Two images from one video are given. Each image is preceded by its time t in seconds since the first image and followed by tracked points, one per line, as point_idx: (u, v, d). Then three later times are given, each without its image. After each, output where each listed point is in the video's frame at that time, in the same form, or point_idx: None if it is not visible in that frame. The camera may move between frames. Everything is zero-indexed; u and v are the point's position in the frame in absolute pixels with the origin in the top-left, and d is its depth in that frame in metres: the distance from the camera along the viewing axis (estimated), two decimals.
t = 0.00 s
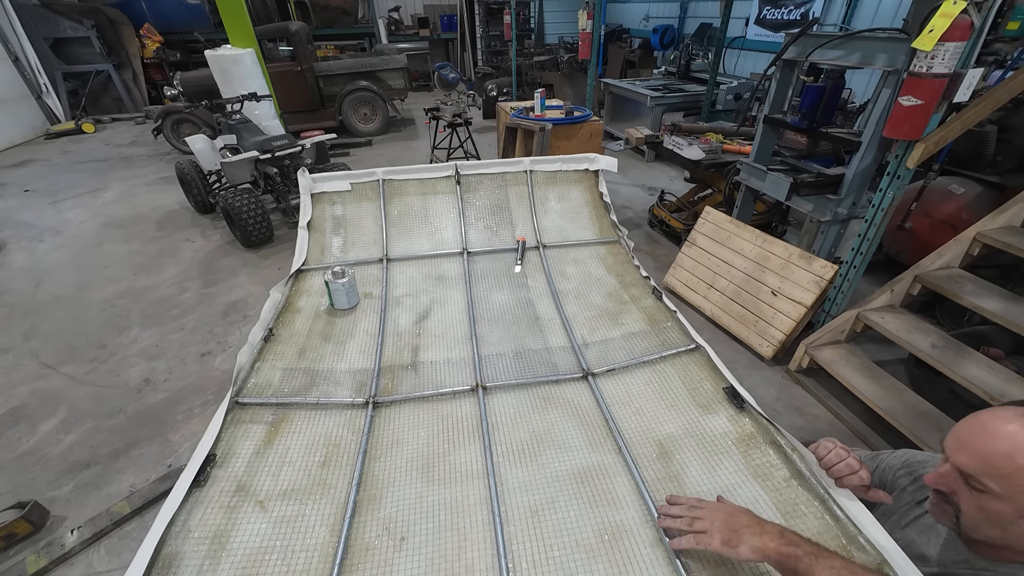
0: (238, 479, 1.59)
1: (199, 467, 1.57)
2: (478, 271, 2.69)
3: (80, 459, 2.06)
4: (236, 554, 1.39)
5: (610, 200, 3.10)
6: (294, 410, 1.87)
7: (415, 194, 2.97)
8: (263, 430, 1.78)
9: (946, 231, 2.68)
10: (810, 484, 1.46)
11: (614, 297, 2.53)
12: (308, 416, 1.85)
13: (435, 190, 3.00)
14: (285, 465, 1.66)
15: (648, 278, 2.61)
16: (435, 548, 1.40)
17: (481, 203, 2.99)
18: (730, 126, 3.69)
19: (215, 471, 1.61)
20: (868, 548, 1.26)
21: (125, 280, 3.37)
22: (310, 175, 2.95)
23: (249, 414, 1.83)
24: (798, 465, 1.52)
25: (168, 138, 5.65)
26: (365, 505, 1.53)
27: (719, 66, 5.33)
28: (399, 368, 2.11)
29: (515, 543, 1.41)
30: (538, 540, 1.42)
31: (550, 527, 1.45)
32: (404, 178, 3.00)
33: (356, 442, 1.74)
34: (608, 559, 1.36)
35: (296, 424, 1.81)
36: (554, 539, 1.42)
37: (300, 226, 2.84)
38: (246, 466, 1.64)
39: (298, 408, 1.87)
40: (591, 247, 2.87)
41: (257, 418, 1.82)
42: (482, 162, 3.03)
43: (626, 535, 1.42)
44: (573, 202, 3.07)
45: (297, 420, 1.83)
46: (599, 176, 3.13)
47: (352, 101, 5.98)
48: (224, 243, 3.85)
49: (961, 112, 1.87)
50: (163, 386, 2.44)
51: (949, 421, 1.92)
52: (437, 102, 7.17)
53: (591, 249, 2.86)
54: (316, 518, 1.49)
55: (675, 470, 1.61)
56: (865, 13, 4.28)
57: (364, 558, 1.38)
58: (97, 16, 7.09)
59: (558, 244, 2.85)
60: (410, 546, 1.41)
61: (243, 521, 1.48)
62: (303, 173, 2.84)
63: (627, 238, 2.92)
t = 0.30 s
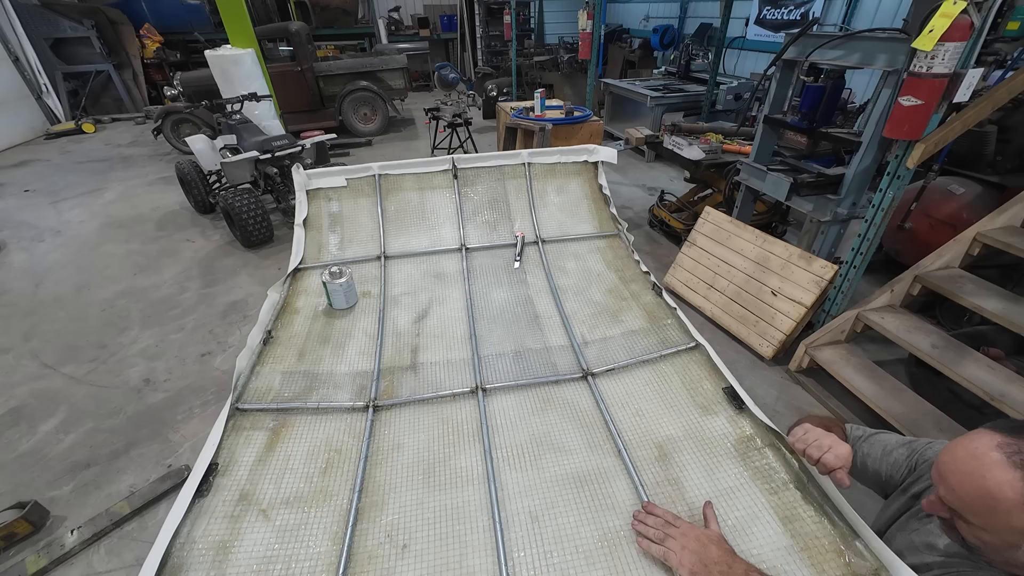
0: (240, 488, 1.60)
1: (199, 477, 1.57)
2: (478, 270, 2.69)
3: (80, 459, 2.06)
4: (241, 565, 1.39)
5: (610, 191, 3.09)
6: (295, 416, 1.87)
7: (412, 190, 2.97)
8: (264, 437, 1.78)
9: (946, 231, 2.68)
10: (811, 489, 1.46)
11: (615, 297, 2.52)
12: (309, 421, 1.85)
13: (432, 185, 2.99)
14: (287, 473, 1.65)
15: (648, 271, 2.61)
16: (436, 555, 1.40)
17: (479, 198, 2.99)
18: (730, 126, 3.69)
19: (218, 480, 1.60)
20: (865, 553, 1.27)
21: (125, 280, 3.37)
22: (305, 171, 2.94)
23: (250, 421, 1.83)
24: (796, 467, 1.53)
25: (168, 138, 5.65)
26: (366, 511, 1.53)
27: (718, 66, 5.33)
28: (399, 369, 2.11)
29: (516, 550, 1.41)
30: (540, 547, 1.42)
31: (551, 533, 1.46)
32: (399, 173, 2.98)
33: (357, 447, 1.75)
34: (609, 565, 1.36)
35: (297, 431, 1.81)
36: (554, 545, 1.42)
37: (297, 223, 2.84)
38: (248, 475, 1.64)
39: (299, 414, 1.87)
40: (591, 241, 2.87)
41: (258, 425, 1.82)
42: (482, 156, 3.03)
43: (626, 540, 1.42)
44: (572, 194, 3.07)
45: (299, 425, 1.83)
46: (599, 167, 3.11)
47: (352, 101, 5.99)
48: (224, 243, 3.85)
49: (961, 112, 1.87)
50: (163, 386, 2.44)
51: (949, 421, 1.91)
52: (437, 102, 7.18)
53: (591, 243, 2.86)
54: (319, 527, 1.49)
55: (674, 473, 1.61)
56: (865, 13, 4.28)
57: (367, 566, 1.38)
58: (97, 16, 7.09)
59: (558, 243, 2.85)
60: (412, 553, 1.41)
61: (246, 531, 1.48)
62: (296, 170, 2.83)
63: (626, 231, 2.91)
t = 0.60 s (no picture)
0: (239, 483, 1.59)
1: (200, 470, 1.57)
2: (478, 269, 2.69)
3: (80, 459, 2.06)
4: (239, 559, 1.39)
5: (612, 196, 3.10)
6: (295, 411, 1.87)
7: (415, 187, 2.97)
8: (265, 431, 1.78)
9: (946, 231, 2.68)
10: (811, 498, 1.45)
11: (615, 297, 2.52)
12: (309, 417, 1.85)
13: (436, 184, 3.00)
14: (286, 468, 1.65)
15: (649, 277, 2.63)
16: (436, 555, 1.40)
17: (481, 199, 2.99)
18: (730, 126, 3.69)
19: (217, 474, 1.60)
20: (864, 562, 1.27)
21: (125, 280, 3.36)
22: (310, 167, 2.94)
23: (250, 414, 1.83)
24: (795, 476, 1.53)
25: (168, 138, 5.64)
26: (367, 509, 1.52)
27: (719, 66, 5.33)
28: (399, 368, 2.11)
29: (516, 550, 1.41)
30: (540, 548, 1.42)
31: (551, 534, 1.46)
32: (403, 171, 2.98)
33: (357, 445, 1.74)
34: (609, 568, 1.37)
35: (297, 426, 1.81)
36: (554, 547, 1.42)
37: (300, 218, 2.84)
38: (247, 469, 1.64)
39: (299, 409, 1.87)
40: (593, 245, 2.87)
41: (258, 419, 1.82)
42: (485, 158, 3.02)
43: (627, 543, 1.42)
44: (575, 198, 3.07)
45: (299, 420, 1.83)
46: (602, 172, 3.12)
47: (352, 101, 5.99)
48: (224, 243, 3.85)
49: (961, 112, 1.87)
50: (163, 386, 2.44)
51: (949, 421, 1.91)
52: (437, 101, 7.18)
53: (593, 247, 2.86)
54: (318, 523, 1.49)
55: (674, 478, 1.61)
56: (865, 13, 4.28)
57: (366, 564, 1.38)
58: (97, 16, 7.09)
59: (559, 242, 2.85)
60: (412, 551, 1.41)
61: (245, 525, 1.48)
62: (302, 164, 2.83)
63: (628, 237, 2.92)
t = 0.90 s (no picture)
0: (238, 481, 1.60)
1: (198, 469, 1.57)
2: (478, 270, 2.69)
3: (80, 459, 2.06)
4: (237, 556, 1.39)
5: (611, 199, 3.10)
6: (295, 411, 1.87)
7: (414, 192, 2.97)
8: (264, 430, 1.78)
9: (945, 231, 2.68)
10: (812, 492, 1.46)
11: (615, 297, 2.53)
12: (309, 417, 1.85)
13: (435, 188, 3.00)
14: (285, 467, 1.66)
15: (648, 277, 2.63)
16: (435, 552, 1.40)
17: (481, 202, 2.99)
18: (730, 126, 3.69)
19: (216, 473, 1.61)
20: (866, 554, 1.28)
21: (125, 280, 3.37)
22: (310, 173, 2.95)
23: (249, 415, 1.83)
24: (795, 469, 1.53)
25: (168, 138, 5.65)
26: (365, 507, 1.53)
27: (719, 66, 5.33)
28: (399, 368, 2.11)
29: (515, 547, 1.41)
30: (539, 544, 1.42)
31: (550, 531, 1.45)
32: (404, 177, 2.99)
33: (356, 443, 1.75)
34: (609, 563, 1.36)
35: (296, 425, 1.81)
36: (554, 543, 1.42)
37: (300, 224, 2.84)
38: (246, 468, 1.64)
39: (299, 409, 1.88)
40: (592, 246, 2.87)
41: (258, 419, 1.82)
42: (483, 161, 3.02)
43: (627, 539, 1.42)
44: (573, 201, 3.07)
45: (298, 420, 1.83)
46: (599, 175, 3.12)
47: (353, 101, 5.99)
48: (224, 243, 3.85)
49: (961, 112, 1.87)
50: (163, 386, 2.44)
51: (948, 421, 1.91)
52: (437, 102, 7.18)
53: (592, 248, 2.86)
54: (317, 521, 1.49)
55: (674, 474, 1.61)
56: (865, 13, 4.29)
57: (365, 561, 1.38)
58: (97, 16, 7.09)
59: (558, 244, 2.85)
60: (411, 549, 1.41)
61: (243, 523, 1.48)
62: (303, 170, 2.84)
63: (627, 238, 2.92)
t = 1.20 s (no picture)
0: (238, 480, 1.60)
1: (197, 469, 1.57)
2: (478, 270, 2.70)
3: (80, 459, 2.06)
4: (236, 555, 1.39)
5: (610, 200, 3.11)
6: (294, 411, 1.87)
7: (414, 194, 2.97)
8: (263, 430, 1.78)
9: (945, 231, 2.68)
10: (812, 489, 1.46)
11: (615, 298, 2.53)
12: (308, 416, 1.85)
13: (435, 189, 3.00)
14: (285, 466, 1.66)
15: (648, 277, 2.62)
16: (435, 549, 1.40)
17: (481, 202, 2.99)
18: (730, 126, 3.69)
19: (215, 472, 1.61)
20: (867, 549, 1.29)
21: (125, 280, 3.36)
22: (310, 175, 2.95)
23: (249, 414, 1.83)
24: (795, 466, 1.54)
25: (168, 138, 5.65)
26: (365, 505, 1.53)
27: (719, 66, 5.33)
28: (399, 368, 2.11)
29: (515, 545, 1.41)
30: (539, 541, 1.42)
31: (550, 528, 1.46)
32: (404, 178, 2.99)
33: (356, 442, 1.75)
34: (608, 560, 1.36)
35: (296, 425, 1.81)
36: (554, 540, 1.42)
37: (300, 226, 2.84)
38: (246, 467, 1.64)
39: (298, 409, 1.87)
40: (592, 247, 2.87)
41: (257, 419, 1.82)
42: (483, 162, 3.02)
43: (626, 536, 1.42)
44: (573, 201, 3.07)
45: (298, 420, 1.83)
46: (599, 176, 3.12)
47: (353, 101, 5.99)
48: (224, 243, 3.85)
49: (961, 112, 1.87)
50: (163, 386, 2.44)
51: (949, 421, 1.91)
52: (437, 102, 7.18)
53: (592, 248, 2.86)
54: (316, 519, 1.49)
55: (674, 471, 1.61)
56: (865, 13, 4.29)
57: (365, 559, 1.38)
58: (97, 16, 7.10)
59: (558, 245, 2.85)
60: (410, 547, 1.41)
61: (242, 522, 1.48)
62: (302, 172, 2.84)
63: (627, 238, 2.92)
